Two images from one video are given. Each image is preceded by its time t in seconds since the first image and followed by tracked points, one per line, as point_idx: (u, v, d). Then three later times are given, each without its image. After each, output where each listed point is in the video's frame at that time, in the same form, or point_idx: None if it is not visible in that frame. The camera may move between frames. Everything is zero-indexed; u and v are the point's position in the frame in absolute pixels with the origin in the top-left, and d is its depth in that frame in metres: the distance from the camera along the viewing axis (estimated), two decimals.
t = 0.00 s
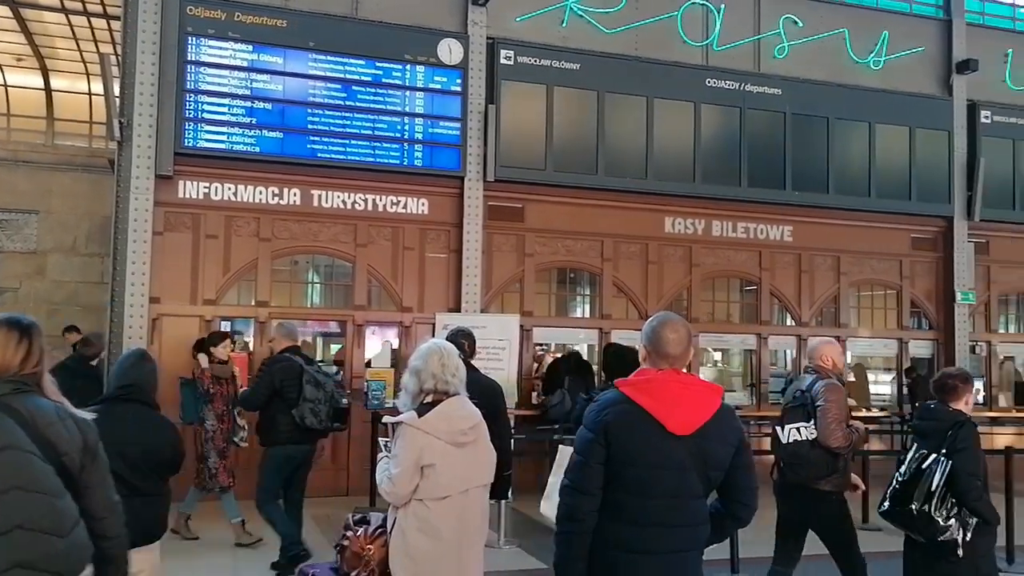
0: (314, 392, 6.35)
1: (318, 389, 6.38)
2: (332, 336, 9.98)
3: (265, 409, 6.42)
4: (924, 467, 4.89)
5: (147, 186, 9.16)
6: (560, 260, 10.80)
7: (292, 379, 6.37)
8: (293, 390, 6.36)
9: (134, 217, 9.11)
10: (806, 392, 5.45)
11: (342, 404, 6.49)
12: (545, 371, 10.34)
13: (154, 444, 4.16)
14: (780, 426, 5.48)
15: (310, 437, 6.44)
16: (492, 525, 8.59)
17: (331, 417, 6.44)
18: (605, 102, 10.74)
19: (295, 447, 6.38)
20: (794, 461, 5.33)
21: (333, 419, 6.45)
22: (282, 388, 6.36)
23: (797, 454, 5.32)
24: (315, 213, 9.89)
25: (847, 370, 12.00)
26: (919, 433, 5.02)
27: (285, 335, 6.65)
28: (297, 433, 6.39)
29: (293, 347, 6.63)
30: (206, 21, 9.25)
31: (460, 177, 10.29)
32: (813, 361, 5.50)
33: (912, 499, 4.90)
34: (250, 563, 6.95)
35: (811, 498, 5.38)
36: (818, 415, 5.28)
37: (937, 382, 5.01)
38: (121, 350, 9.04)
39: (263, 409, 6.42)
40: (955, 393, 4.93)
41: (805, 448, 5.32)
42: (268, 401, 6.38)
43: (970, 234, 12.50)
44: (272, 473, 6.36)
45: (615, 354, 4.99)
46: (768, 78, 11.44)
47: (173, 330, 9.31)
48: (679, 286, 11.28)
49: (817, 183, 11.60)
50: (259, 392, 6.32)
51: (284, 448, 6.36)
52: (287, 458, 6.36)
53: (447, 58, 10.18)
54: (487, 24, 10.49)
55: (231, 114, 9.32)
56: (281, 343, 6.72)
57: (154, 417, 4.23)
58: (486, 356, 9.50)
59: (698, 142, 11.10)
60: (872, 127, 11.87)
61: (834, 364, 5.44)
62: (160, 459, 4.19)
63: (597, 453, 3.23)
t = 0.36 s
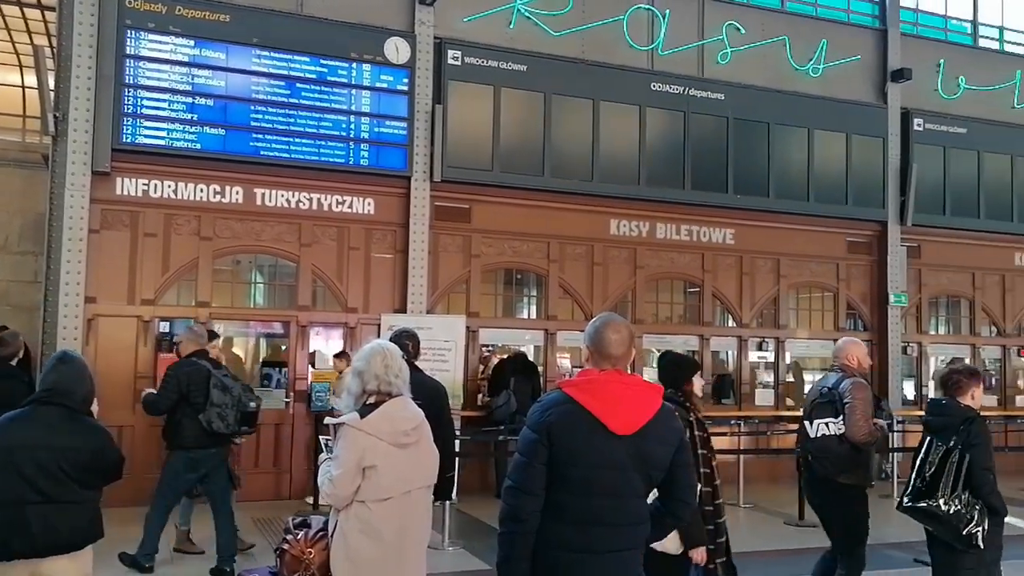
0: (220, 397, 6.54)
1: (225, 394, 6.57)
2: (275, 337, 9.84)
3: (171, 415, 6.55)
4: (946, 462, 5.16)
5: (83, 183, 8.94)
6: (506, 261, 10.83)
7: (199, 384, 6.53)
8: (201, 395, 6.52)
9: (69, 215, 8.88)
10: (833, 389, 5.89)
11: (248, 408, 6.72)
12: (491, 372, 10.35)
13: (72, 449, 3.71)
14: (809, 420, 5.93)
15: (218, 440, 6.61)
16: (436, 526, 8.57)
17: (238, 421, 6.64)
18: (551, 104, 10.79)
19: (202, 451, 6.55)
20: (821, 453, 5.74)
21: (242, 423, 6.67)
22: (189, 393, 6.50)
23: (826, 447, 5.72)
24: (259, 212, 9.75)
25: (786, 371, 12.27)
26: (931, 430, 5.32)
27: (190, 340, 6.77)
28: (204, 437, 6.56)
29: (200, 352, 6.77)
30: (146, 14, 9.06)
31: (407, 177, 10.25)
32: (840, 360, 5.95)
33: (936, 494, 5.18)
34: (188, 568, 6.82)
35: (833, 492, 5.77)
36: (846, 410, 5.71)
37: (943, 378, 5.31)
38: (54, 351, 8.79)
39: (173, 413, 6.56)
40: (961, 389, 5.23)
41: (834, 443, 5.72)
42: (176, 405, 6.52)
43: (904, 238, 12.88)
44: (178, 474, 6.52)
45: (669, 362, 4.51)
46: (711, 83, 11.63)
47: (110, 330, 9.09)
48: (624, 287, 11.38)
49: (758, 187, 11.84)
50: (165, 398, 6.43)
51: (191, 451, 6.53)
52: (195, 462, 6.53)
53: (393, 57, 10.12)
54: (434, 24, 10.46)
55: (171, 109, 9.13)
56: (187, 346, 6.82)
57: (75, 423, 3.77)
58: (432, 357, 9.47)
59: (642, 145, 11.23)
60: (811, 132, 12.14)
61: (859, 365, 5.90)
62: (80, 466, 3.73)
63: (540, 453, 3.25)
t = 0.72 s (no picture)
0: (151, 388, 6.47)
1: (155, 384, 6.49)
2: (257, 334, 9.78)
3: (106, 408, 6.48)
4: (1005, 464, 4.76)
5: (63, 178, 8.86)
6: (489, 259, 10.82)
7: (130, 376, 6.45)
8: (132, 387, 6.44)
9: (49, 210, 8.79)
10: (885, 395, 5.67)
11: (182, 396, 6.57)
12: (474, 370, 10.34)
13: (44, 447, 3.67)
14: (862, 426, 5.70)
15: (154, 430, 6.58)
16: (418, 524, 8.56)
17: (173, 410, 6.56)
18: (535, 102, 10.79)
19: (139, 442, 6.52)
20: (874, 457, 5.59)
21: (176, 411, 6.56)
22: (120, 387, 6.42)
23: (878, 451, 5.55)
24: (241, 209, 9.68)
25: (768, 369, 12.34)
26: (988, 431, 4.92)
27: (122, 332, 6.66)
28: (139, 428, 6.51)
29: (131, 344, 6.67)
30: (127, 9, 8.98)
31: (390, 174, 10.22)
32: (892, 367, 5.72)
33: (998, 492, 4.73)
34: (168, 566, 6.78)
35: (887, 493, 5.65)
36: (898, 415, 5.49)
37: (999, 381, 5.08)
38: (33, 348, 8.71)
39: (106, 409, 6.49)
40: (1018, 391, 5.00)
41: (886, 445, 5.54)
42: (109, 399, 6.45)
43: (885, 237, 12.98)
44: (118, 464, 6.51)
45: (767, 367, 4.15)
46: (695, 82, 11.67)
47: (89, 328, 9.01)
48: (607, 285, 11.40)
49: (741, 186, 11.89)
50: (97, 393, 6.35)
51: (128, 443, 6.49)
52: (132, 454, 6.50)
53: (377, 54, 10.09)
54: (419, 21, 10.43)
55: (152, 105, 9.06)
56: (120, 341, 6.73)
57: (44, 419, 3.73)
58: (415, 355, 9.47)
59: (626, 144, 11.25)
60: (793, 132, 12.21)
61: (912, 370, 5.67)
62: (53, 464, 3.71)
63: (523, 450, 3.25)
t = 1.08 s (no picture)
0: (94, 388, 6.55)
1: (98, 385, 6.57)
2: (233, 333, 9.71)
3: (50, 409, 6.59)
4: None
5: (35, 176, 8.75)
6: (467, 257, 10.81)
7: (74, 375, 6.55)
8: (75, 387, 6.53)
9: (20, 208, 8.68)
10: (924, 386, 5.66)
11: (123, 397, 6.67)
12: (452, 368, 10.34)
13: (5, 443, 3.63)
14: (899, 415, 5.77)
15: (96, 431, 6.64)
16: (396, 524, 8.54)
17: (114, 411, 6.63)
18: (513, 101, 10.79)
19: (80, 441, 6.57)
20: (912, 448, 5.66)
21: (117, 412, 6.64)
22: (64, 386, 6.52)
23: (917, 441, 5.65)
24: (217, 206, 9.61)
25: (744, 367, 12.42)
26: None
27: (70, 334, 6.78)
28: (82, 428, 6.57)
29: (78, 347, 6.79)
30: (100, 5, 8.88)
31: (368, 172, 10.18)
32: (931, 359, 5.72)
33: None
34: (143, 567, 6.73)
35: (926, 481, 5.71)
36: (936, 407, 5.49)
37: None
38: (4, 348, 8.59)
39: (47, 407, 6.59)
40: None
41: (924, 435, 5.64)
42: (52, 398, 6.55)
43: (860, 236, 13.11)
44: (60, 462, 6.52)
45: (847, 358, 4.43)
46: (672, 82, 11.72)
47: (62, 327, 8.90)
48: (585, 284, 11.42)
49: (718, 185, 11.96)
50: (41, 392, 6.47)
51: (69, 442, 6.54)
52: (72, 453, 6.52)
53: (354, 51, 10.05)
54: (396, 19, 10.40)
55: (126, 102, 8.97)
56: (68, 342, 6.87)
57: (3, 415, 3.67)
58: (393, 353, 9.45)
59: (604, 142, 11.28)
60: (769, 132, 12.29)
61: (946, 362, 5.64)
62: (16, 457, 3.67)
63: (498, 448, 3.25)
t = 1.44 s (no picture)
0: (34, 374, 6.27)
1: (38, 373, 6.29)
2: (199, 330, 9.61)
3: None
4: None
5: None
6: (437, 255, 10.78)
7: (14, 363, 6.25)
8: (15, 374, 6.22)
9: None
10: (968, 389, 6.25)
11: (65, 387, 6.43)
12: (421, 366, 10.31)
13: None
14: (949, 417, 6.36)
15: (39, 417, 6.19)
16: (363, 522, 8.51)
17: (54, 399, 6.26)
18: (483, 99, 10.78)
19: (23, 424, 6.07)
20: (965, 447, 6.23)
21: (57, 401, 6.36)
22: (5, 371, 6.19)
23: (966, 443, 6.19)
24: (183, 202, 9.50)
25: (711, 365, 12.54)
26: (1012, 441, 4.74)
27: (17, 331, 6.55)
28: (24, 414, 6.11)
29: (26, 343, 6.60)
30: None
31: (337, 168, 10.12)
32: (972, 362, 6.40)
33: None
34: (105, 566, 6.65)
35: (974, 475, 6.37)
36: (982, 409, 6.12)
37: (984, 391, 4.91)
38: None
39: None
40: None
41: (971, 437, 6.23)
42: None
43: (825, 237, 13.28)
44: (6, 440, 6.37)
45: (924, 366, 4.46)
46: (642, 82, 11.79)
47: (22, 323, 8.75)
48: (555, 282, 11.46)
49: (687, 185, 12.04)
50: None
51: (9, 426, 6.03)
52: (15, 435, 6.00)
53: (324, 47, 9.98)
54: (366, 15, 10.34)
55: (91, 95, 8.83)
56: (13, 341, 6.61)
57: None
58: (360, 351, 9.41)
59: (574, 141, 11.32)
60: (737, 132, 12.41)
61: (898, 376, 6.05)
62: None
63: (463, 445, 3.25)
